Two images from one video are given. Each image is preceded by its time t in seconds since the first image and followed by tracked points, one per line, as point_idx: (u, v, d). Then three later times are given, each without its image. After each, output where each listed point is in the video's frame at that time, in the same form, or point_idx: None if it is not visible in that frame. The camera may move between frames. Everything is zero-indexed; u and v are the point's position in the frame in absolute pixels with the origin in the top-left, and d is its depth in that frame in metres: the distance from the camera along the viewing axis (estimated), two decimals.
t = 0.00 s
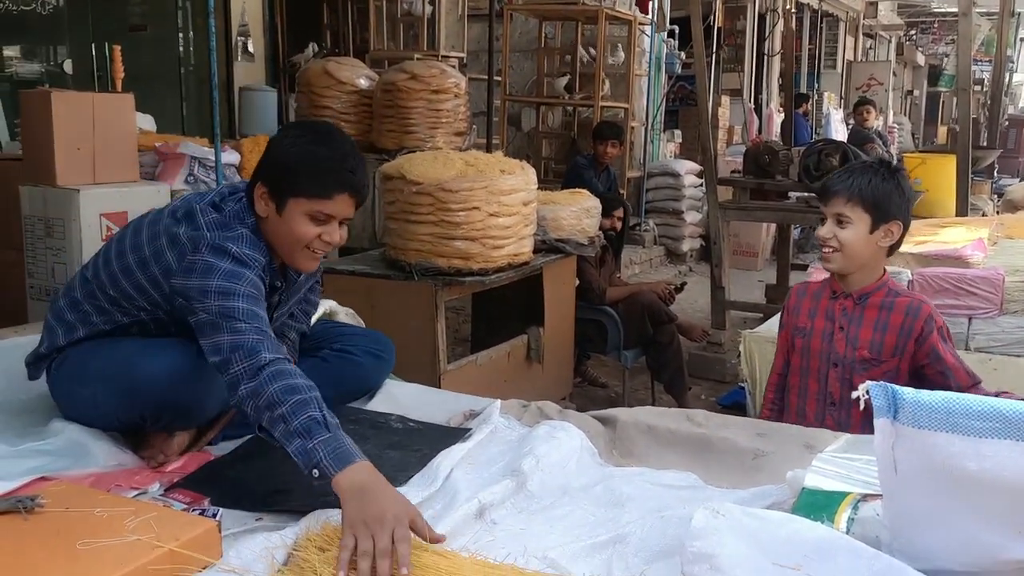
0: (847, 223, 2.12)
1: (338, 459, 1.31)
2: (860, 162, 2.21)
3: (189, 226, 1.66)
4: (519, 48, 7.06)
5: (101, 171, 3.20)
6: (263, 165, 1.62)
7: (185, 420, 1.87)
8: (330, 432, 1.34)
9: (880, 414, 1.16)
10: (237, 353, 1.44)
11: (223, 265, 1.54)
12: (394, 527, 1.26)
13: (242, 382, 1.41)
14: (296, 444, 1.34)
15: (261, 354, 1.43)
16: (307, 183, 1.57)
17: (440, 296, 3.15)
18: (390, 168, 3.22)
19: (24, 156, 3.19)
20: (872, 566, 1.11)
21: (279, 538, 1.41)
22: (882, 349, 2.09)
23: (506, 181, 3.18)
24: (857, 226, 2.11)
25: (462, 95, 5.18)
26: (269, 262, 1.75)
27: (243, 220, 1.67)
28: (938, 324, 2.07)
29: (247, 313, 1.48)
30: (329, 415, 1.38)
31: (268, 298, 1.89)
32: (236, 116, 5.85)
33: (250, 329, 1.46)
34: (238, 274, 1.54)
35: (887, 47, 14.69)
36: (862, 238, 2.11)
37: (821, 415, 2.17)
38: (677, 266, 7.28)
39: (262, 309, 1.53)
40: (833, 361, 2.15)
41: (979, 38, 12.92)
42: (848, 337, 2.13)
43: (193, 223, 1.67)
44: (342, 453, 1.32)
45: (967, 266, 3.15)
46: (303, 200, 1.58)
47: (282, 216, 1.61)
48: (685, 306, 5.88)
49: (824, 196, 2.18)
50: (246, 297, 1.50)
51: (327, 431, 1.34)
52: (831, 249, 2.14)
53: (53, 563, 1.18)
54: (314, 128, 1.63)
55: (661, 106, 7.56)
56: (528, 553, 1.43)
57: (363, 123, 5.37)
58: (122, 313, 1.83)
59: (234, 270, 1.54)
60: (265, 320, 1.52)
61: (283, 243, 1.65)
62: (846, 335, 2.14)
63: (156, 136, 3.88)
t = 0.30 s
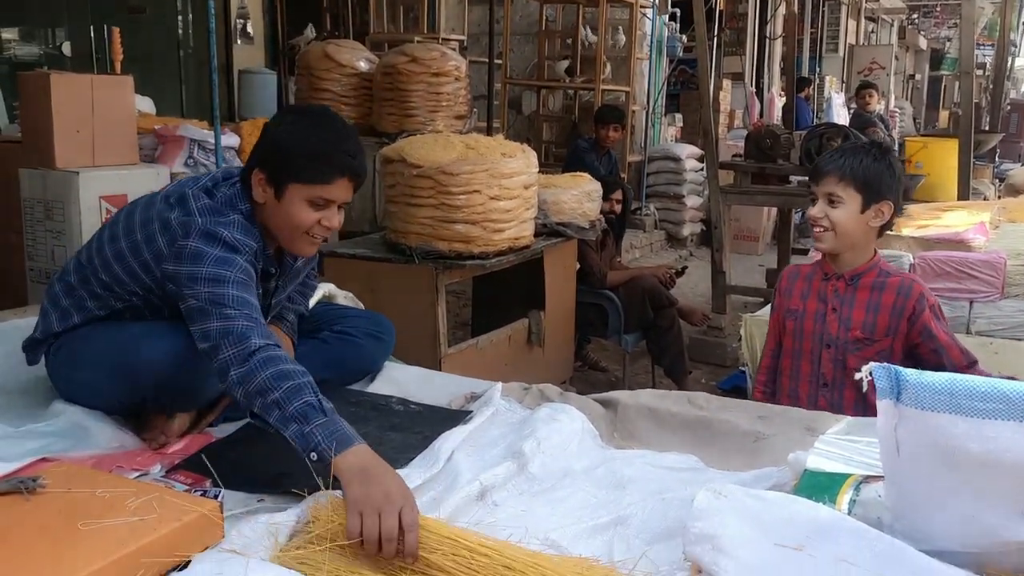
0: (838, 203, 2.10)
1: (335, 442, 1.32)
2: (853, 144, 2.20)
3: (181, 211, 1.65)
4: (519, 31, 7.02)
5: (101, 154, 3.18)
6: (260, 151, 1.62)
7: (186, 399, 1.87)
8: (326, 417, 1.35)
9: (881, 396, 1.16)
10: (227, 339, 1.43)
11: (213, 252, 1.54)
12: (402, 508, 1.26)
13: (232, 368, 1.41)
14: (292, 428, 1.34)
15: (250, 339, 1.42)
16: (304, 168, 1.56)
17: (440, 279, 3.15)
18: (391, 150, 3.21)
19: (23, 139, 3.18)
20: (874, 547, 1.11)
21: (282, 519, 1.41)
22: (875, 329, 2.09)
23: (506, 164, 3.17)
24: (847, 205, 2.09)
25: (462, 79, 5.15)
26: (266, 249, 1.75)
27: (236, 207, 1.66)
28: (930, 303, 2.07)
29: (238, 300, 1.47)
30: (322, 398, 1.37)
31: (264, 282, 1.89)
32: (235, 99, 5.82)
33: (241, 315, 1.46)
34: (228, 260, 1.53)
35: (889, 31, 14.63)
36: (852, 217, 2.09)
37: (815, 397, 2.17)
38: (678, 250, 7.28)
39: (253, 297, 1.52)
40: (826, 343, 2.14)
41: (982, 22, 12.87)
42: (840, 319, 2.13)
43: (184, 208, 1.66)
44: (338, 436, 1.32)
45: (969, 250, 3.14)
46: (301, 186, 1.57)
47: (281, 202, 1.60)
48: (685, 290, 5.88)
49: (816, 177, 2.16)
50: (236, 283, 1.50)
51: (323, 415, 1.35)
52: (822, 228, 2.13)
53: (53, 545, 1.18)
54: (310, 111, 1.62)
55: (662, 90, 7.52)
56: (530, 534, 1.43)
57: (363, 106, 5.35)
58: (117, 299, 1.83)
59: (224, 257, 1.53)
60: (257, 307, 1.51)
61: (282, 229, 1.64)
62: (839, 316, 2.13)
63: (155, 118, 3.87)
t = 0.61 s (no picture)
0: (831, 197, 2.10)
1: (335, 379, 1.31)
2: (846, 137, 2.19)
3: (173, 201, 1.66)
4: (519, 24, 7.00)
5: (100, 147, 3.18)
6: (248, 136, 1.62)
7: (188, 392, 1.87)
8: (319, 362, 1.33)
9: (883, 390, 1.16)
10: (209, 325, 1.41)
11: (203, 238, 1.53)
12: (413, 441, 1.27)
13: (215, 352, 1.38)
14: (291, 386, 1.32)
15: (226, 321, 1.40)
16: (294, 151, 1.56)
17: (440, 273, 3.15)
18: (390, 144, 3.20)
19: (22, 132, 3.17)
20: (875, 541, 1.11)
21: (282, 513, 1.42)
22: (874, 320, 2.09)
23: (506, 158, 3.17)
24: (841, 199, 2.09)
25: (462, 72, 5.14)
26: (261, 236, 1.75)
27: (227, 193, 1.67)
28: (927, 292, 2.07)
29: (224, 282, 1.45)
30: (312, 354, 1.35)
31: (259, 270, 1.88)
32: (235, 92, 5.81)
33: (226, 299, 1.43)
34: (218, 244, 1.52)
35: (889, 25, 14.63)
36: (846, 211, 2.09)
37: (815, 392, 2.16)
38: (678, 244, 7.29)
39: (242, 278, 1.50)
40: (825, 336, 2.14)
41: (982, 17, 12.86)
42: (838, 312, 2.13)
43: (176, 198, 1.66)
44: (331, 374, 1.31)
45: (970, 244, 3.14)
46: (291, 169, 1.58)
47: (273, 186, 1.61)
48: (685, 284, 5.88)
49: (809, 172, 2.16)
50: (223, 266, 1.48)
51: (317, 362, 1.34)
52: (816, 222, 2.12)
53: (55, 538, 1.18)
54: (296, 93, 1.62)
55: (662, 84, 7.51)
56: (531, 528, 1.43)
57: (362, 100, 5.34)
58: (113, 293, 1.83)
59: (213, 242, 1.52)
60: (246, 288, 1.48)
61: (276, 214, 1.65)
62: (837, 309, 2.13)
63: (154, 112, 3.86)
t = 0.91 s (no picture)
0: (830, 191, 2.09)
1: (350, 442, 1.31)
2: (839, 131, 2.18)
3: (186, 206, 1.65)
4: (519, 21, 6.99)
5: (100, 143, 3.17)
6: (251, 142, 1.61)
7: (189, 389, 1.86)
8: (342, 410, 1.34)
9: (884, 386, 1.16)
10: (242, 334, 1.42)
11: (224, 246, 1.54)
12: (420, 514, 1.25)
13: (250, 360, 1.40)
14: (308, 424, 1.33)
15: (266, 332, 1.41)
16: (299, 156, 1.56)
17: (440, 269, 3.15)
18: (390, 140, 3.20)
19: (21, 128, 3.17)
20: (875, 536, 1.11)
21: (282, 508, 1.41)
22: (874, 313, 2.10)
23: (506, 154, 3.16)
24: (839, 194, 2.09)
25: (462, 68, 5.14)
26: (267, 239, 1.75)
27: (236, 200, 1.65)
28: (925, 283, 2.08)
29: (249, 295, 1.47)
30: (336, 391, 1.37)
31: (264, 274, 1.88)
32: (234, 88, 5.80)
33: (257, 310, 1.44)
34: (238, 254, 1.53)
35: (889, 22, 14.63)
36: (845, 206, 2.09)
37: (818, 386, 2.17)
38: (677, 241, 7.29)
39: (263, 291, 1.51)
40: (826, 331, 2.14)
41: (982, 14, 12.85)
42: (838, 306, 2.13)
43: (189, 203, 1.65)
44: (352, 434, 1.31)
45: (970, 241, 3.15)
46: (295, 174, 1.57)
47: (276, 192, 1.60)
48: (685, 281, 5.88)
49: (805, 167, 2.15)
50: (245, 279, 1.49)
51: (339, 409, 1.34)
52: (815, 218, 2.12)
53: (55, 533, 1.18)
54: (298, 99, 1.62)
55: (661, 80, 7.50)
56: (531, 524, 1.43)
57: (362, 96, 5.33)
58: (120, 293, 1.82)
59: (234, 251, 1.53)
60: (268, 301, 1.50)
61: (280, 220, 1.64)
62: (836, 304, 2.13)
63: (154, 108, 3.85)
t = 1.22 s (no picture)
0: (832, 188, 2.10)
1: (349, 433, 1.32)
2: (842, 128, 2.19)
3: (180, 204, 1.65)
4: (520, 18, 6.98)
5: (101, 141, 3.17)
6: (243, 136, 1.62)
7: (192, 387, 1.86)
8: (338, 405, 1.34)
9: (889, 382, 1.16)
10: (237, 332, 1.42)
11: (215, 243, 1.54)
12: (423, 497, 1.25)
13: (245, 361, 1.40)
14: (307, 421, 1.34)
15: (259, 330, 1.41)
16: (289, 148, 1.56)
17: (442, 267, 3.15)
18: (392, 138, 3.19)
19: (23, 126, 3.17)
20: (880, 533, 1.11)
21: (286, 505, 1.41)
22: (881, 310, 2.10)
23: (508, 151, 3.16)
24: (841, 190, 2.09)
25: (463, 65, 5.13)
26: (264, 233, 1.76)
27: (230, 196, 1.66)
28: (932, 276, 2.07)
29: (243, 292, 1.47)
30: (331, 386, 1.37)
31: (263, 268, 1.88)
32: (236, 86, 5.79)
33: (250, 307, 1.44)
34: (230, 251, 1.53)
35: (891, 19, 14.61)
36: (847, 202, 2.09)
37: (827, 386, 2.18)
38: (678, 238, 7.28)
39: (257, 286, 1.52)
40: (833, 331, 2.15)
41: (984, 11, 12.84)
42: (844, 305, 2.13)
43: (183, 201, 1.65)
44: (350, 426, 1.32)
45: (973, 238, 3.14)
46: (287, 166, 1.58)
47: (270, 185, 1.60)
48: (686, 278, 5.88)
49: (807, 164, 2.16)
50: (240, 278, 1.49)
51: (336, 404, 1.34)
52: (818, 215, 2.13)
53: (60, 529, 1.18)
54: (287, 90, 1.61)
55: (663, 77, 7.50)
56: (535, 520, 1.43)
57: (363, 93, 5.33)
58: (119, 292, 1.83)
59: (226, 247, 1.53)
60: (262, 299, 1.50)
61: (275, 213, 1.65)
62: (842, 303, 2.14)
63: (156, 105, 3.85)
